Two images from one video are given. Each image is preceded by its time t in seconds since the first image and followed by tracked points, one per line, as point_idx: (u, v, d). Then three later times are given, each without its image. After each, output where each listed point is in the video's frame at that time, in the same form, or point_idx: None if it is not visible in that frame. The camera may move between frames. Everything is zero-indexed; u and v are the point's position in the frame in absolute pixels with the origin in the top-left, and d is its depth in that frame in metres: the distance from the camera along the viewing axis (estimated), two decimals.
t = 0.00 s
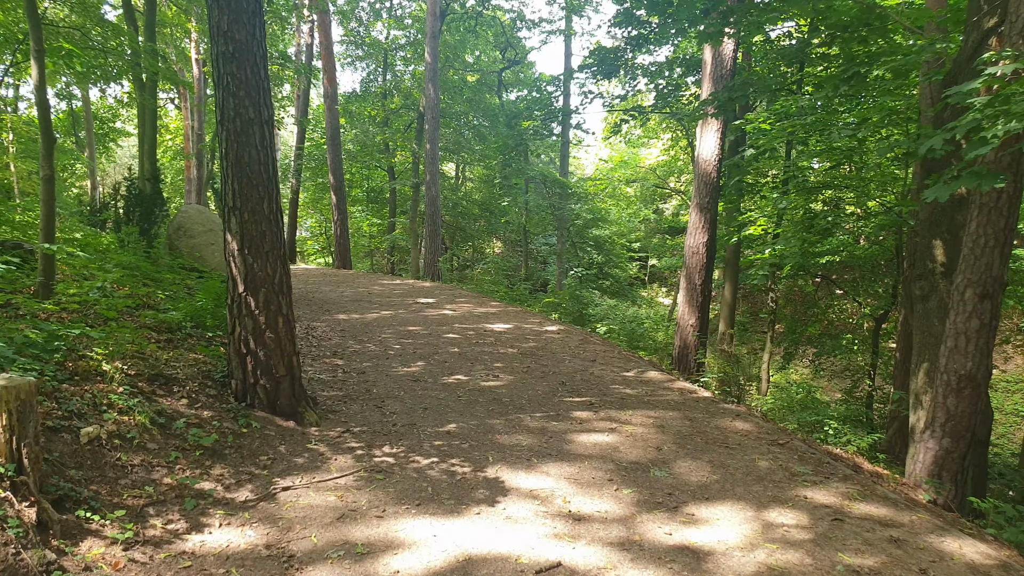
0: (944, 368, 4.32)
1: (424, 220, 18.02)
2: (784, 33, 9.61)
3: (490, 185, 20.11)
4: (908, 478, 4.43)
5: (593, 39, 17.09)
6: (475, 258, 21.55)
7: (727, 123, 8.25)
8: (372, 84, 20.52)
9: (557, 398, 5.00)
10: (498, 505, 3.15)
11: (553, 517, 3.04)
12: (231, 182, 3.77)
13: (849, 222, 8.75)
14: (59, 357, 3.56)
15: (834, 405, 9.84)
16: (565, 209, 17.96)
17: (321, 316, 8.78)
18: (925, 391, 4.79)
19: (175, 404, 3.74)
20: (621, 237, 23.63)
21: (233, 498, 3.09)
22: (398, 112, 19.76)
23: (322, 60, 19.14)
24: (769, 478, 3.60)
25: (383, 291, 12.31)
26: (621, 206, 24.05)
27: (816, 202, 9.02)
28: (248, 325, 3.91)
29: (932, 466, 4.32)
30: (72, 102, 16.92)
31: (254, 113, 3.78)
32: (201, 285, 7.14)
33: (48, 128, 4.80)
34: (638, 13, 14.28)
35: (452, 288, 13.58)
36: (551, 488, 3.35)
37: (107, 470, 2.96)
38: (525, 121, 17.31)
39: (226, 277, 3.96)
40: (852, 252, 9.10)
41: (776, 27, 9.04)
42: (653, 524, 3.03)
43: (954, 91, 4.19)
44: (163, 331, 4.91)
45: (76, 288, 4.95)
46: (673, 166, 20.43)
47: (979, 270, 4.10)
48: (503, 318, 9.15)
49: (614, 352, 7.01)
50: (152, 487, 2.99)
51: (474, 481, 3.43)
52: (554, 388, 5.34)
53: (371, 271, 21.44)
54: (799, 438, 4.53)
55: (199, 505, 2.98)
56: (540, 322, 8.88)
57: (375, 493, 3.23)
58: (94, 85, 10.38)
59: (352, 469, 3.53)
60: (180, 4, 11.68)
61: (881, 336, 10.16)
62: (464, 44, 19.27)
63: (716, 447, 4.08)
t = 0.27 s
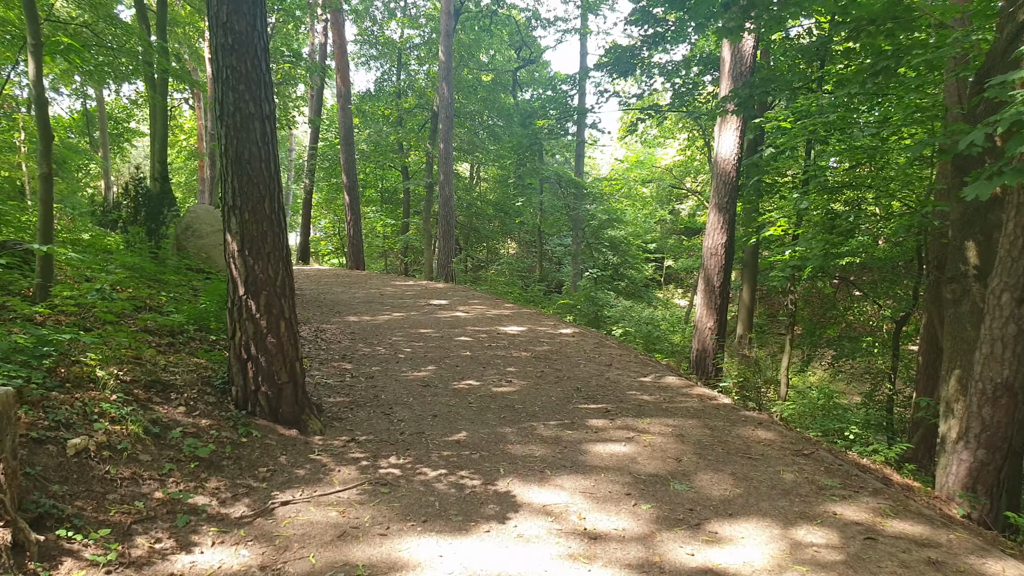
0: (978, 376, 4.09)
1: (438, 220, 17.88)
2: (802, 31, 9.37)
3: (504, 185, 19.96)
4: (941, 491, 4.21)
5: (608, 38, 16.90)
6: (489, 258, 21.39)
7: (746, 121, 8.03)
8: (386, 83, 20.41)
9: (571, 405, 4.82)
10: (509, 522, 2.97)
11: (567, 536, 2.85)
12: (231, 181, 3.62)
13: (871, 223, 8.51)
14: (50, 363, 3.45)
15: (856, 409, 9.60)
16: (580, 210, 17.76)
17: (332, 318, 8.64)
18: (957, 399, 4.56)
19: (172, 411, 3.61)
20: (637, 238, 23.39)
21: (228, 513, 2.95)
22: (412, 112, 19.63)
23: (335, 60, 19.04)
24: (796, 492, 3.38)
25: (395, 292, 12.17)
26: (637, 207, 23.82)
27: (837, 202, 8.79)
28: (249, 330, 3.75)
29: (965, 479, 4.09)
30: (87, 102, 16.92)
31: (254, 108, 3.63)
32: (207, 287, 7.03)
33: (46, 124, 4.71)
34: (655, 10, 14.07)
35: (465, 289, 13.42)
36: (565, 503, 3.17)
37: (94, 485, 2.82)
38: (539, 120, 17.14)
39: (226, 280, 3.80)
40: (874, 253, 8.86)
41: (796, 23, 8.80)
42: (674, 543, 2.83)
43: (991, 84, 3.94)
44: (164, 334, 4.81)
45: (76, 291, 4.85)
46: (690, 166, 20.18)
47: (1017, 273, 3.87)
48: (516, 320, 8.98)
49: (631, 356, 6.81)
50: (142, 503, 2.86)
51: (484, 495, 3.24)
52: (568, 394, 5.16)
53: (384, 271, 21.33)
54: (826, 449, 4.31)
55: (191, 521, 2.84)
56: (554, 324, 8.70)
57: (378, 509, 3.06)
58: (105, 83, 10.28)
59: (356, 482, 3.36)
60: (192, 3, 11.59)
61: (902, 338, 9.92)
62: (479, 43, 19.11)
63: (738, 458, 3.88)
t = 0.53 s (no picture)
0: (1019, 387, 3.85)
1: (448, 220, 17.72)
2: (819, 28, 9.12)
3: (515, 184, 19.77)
4: (978, 508, 3.98)
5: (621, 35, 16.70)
6: (499, 259, 21.22)
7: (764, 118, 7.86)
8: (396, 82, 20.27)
9: (585, 413, 4.63)
10: (520, 543, 2.78)
11: (582, 559, 2.66)
12: (228, 179, 3.44)
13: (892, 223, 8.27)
14: (38, 370, 3.28)
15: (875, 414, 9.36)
16: (592, 209, 17.57)
17: (339, 319, 8.48)
18: (993, 409, 4.32)
19: (167, 420, 3.43)
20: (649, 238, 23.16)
21: (221, 532, 2.77)
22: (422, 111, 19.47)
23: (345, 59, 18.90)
24: (824, 510, 3.17)
25: (404, 292, 12.00)
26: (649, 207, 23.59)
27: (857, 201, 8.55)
28: (248, 336, 3.57)
29: (1005, 495, 3.86)
30: (97, 102, 16.86)
31: (253, 103, 3.45)
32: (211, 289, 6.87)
33: (41, 119, 4.54)
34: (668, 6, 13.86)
35: (476, 290, 13.24)
36: (579, 522, 2.97)
37: (79, 502, 2.65)
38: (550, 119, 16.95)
39: (224, 282, 3.63)
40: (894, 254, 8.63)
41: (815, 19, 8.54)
42: (697, 568, 2.63)
43: None
44: (163, 338, 4.65)
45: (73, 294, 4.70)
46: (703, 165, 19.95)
47: None
48: (527, 322, 8.79)
49: (645, 361, 6.62)
50: (130, 521, 2.68)
51: (493, 513, 3.06)
52: (581, 400, 4.97)
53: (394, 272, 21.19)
54: (853, 461, 4.10)
55: (181, 541, 2.66)
56: (565, 327, 8.51)
57: (380, 528, 2.87)
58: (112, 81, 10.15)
59: (358, 497, 3.17)
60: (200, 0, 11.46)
61: (922, 341, 9.66)
62: (490, 42, 18.94)
63: (761, 471, 3.68)
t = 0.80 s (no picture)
0: None
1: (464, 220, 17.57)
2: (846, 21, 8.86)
3: (531, 184, 19.58)
4: None
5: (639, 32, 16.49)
6: (515, 259, 21.04)
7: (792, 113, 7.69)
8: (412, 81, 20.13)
9: (607, 421, 4.41)
10: (542, 567, 2.58)
11: None
12: (234, 174, 3.26)
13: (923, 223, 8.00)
14: (36, 374, 3.04)
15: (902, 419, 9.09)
16: (609, 209, 17.35)
17: (352, 320, 8.31)
18: None
19: (169, 427, 3.21)
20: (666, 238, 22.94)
21: (222, 550, 2.57)
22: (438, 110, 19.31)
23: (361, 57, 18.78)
24: (870, 531, 2.95)
25: (419, 293, 11.83)
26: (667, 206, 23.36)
27: (886, 201, 8.28)
28: (255, 339, 3.38)
29: None
30: (114, 101, 16.82)
31: (260, 94, 3.26)
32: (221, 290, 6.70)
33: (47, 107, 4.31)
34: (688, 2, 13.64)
35: (492, 291, 13.04)
36: (606, 543, 2.77)
37: (72, 517, 2.43)
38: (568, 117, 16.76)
39: (231, 283, 3.45)
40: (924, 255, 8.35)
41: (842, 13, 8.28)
42: None
43: None
44: (170, 340, 4.45)
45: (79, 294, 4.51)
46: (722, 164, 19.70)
47: None
48: (544, 324, 8.59)
49: (667, 365, 6.40)
50: (126, 537, 2.47)
51: (513, 532, 2.86)
52: (603, 408, 4.76)
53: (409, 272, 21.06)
54: (893, 475, 3.86)
55: (180, 561, 2.45)
56: (585, 329, 8.29)
57: (392, 548, 2.68)
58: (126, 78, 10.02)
59: (369, 513, 2.97)
60: None
61: (952, 344, 9.34)
62: (507, 39, 18.78)
63: (798, 487, 3.45)
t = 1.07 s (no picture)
0: None
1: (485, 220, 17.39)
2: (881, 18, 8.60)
3: (553, 183, 19.37)
4: None
5: (664, 30, 16.24)
6: (537, 260, 20.84)
7: (826, 110, 7.44)
8: (434, 80, 20.00)
9: (638, 433, 4.21)
10: None
11: None
12: (247, 172, 3.09)
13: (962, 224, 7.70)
14: (39, 383, 2.88)
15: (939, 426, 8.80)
16: (633, 209, 17.10)
17: (373, 322, 8.15)
18: None
19: (178, 439, 3.04)
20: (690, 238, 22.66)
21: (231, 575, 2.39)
22: (459, 108, 19.15)
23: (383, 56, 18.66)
24: (930, 560, 2.72)
25: (440, 294, 11.67)
26: (691, 206, 23.06)
27: (924, 201, 7.99)
28: (268, 345, 3.22)
29: None
30: (138, 102, 16.83)
31: (275, 87, 3.09)
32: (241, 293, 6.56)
33: (56, 102, 4.15)
34: None
35: (514, 292, 12.85)
36: (642, 569, 2.57)
37: (71, 538, 2.25)
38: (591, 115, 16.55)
39: (244, 286, 3.29)
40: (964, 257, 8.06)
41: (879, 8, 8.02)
42: None
43: None
44: (184, 345, 4.30)
45: (92, 297, 4.37)
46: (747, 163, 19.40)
47: None
48: (568, 326, 8.39)
49: (697, 372, 6.19)
50: (129, 560, 2.29)
51: (542, 555, 2.66)
52: (633, 418, 4.55)
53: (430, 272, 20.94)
54: (946, 493, 3.63)
55: None
56: (610, 332, 8.08)
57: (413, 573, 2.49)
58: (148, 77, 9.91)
59: (388, 532, 2.79)
60: None
61: (988, 347, 8.96)
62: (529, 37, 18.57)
63: (847, 509, 3.23)
